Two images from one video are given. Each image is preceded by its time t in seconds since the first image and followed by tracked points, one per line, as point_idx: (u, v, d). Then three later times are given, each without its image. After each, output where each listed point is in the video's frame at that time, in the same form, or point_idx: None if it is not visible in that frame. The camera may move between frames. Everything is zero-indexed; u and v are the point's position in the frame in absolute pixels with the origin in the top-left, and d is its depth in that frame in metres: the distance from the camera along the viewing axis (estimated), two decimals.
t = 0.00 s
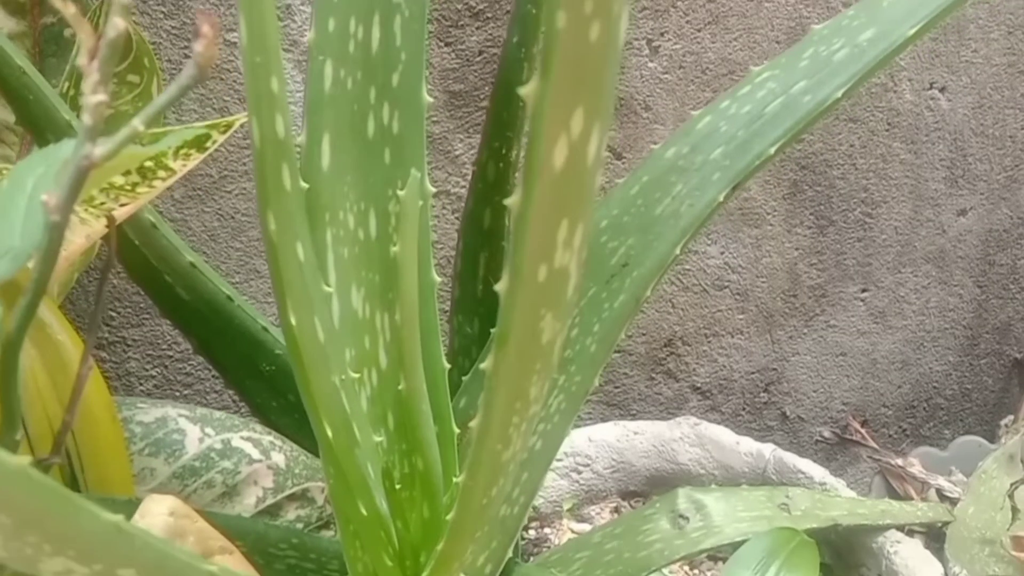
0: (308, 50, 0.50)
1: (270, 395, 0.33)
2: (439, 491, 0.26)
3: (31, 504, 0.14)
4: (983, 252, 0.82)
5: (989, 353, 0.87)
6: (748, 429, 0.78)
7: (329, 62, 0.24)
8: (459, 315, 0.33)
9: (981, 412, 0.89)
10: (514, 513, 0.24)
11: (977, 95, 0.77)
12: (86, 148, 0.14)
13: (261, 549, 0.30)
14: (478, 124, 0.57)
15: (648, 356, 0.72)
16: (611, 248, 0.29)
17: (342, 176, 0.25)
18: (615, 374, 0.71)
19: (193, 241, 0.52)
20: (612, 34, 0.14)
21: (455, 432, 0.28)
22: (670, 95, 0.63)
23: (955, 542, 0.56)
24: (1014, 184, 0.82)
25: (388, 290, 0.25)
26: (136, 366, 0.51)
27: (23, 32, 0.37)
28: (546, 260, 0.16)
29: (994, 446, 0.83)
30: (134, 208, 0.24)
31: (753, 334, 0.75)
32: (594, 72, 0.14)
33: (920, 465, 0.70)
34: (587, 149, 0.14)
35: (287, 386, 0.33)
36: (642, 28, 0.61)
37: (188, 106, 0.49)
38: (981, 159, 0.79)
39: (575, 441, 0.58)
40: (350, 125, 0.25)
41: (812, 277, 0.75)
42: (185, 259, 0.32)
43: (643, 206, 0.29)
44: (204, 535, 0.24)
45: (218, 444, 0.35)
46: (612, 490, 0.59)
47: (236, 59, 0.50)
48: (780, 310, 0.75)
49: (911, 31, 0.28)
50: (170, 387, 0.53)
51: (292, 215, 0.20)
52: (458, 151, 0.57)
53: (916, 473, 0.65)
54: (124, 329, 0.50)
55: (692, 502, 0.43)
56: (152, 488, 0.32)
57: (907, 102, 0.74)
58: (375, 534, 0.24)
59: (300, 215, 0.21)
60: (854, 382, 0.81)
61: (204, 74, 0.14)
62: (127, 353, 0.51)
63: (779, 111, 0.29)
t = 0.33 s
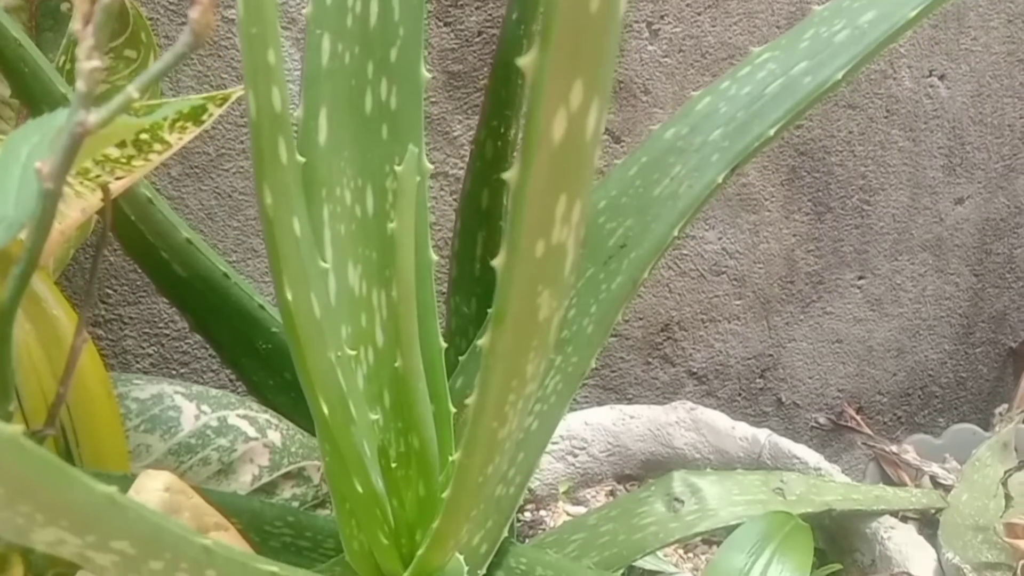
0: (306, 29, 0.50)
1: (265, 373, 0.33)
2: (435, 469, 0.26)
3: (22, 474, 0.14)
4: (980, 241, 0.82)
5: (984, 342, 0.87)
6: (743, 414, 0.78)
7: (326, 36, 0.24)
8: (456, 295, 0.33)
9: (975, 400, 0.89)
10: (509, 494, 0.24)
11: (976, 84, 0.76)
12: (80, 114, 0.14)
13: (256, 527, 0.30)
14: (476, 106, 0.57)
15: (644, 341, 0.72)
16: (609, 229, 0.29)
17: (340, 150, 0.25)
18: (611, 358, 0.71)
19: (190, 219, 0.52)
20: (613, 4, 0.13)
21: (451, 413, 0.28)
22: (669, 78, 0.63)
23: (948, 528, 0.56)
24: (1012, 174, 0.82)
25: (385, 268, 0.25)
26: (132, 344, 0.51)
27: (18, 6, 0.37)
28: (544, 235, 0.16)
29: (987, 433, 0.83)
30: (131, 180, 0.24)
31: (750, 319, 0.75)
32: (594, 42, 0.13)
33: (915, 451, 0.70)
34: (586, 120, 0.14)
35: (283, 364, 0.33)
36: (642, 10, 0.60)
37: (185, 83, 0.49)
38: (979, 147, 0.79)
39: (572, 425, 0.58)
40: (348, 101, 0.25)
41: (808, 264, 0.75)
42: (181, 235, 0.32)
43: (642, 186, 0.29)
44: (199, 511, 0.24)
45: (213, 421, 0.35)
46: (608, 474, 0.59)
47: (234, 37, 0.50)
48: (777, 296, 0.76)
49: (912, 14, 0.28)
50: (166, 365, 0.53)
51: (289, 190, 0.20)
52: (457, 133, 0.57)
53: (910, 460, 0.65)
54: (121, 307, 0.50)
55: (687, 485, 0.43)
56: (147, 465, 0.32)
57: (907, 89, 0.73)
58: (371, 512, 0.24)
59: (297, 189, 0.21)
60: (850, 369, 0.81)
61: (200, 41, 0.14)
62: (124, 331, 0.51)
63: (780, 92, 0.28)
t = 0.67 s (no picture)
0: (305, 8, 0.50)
1: (263, 352, 0.33)
2: (432, 449, 0.26)
3: (16, 443, 0.13)
4: (977, 230, 0.82)
5: (981, 331, 0.88)
6: (740, 400, 0.78)
7: (327, 11, 0.24)
8: (455, 275, 0.33)
9: (971, 389, 0.90)
10: (506, 474, 0.24)
11: (976, 72, 0.76)
12: (76, 77, 0.13)
13: (253, 506, 0.30)
14: (476, 88, 0.57)
15: (642, 327, 0.72)
16: (608, 209, 0.29)
17: (338, 125, 0.25)
18: (608, 343, 0.72)
19: (189, 198, 0.53)
20: None
21: (449, 391, 0.28)
22: (669, 63, 0.62)
23: (942, 515, 0.56)
24: (1010, 163, 0.82)
25: (383, 245, 0.25)
26: (130, 325, 0.52)
27: None
28: (544, 209, 0.15)
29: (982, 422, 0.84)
30: (128, 156, 0.25)
31: (748, 306, 0.76)
32: (595, 10, 0.13)
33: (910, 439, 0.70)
34: (586, 91, 0.14)
35: (280, 342, 0.33)
36: None
37: (183, 62, 0.49)
38: (979, 135, 0.79)
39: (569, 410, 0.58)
40: (347, 75, 0.25)
41: (807, 251, 0.75)
42: (179, 212, 0.31)
43: (642, 167, 0.29)
44: (195, 488, 0.24)
45: (210, 400, 0.34)
46: (604, 458, 0.60)
47: (233, 16, 0.50)
48: (775, 283, 0.76)
49: None
50: (164, 345, 0.53)
51: (286, 164, 0.20)
52: (456, 115, 0.57)
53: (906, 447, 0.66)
54: (119, 286, 0.51)
55: (684, 469, 0.43)
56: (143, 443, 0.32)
57: (907, 76, 0.73)
58: (367, 490, 0.24)
59: (294, 162, 0.20)
60: (846, 357, 0.81)
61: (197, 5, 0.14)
62: (122, 311, 0.51)
63: (781, 72, 0.28)
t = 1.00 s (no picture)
0: None
1: (260, 332, 0.33)
2: (431, 428, 0.26)
3: (7, 406, 0.13)
4: (977, 219, 0.82)
5: (979, 321, 0.88)
6: (737, 387, 0.79)
7: None
8: (454, 257, 0.33)
9: (969, 379, 0.90)
10: (505, 454, 0.24)
11: (977, 61, 0.76)
12: (73, 38, 0.13)
13: (251, 485, 0.30)
14: (476, 72, 0.57)
15: (640, 314, 0.72)
16: (610, 189, 0.29)
17: (338, 101, 0.25)
18: (607, 330, 0.72)
19: (188, 180, 0.53)
20: None
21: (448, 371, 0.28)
22: (671, 48, 0.62)
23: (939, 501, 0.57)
24: (1011, 153, 0.82)
25: (383, 222, 0.25)
26: (128, 307, 0.52)
27: None
28: (547, 178, 0.15)
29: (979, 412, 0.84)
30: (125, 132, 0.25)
31: (746, 294, 0.76)
32: None
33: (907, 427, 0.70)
34: (593, 56, 0.14)
35: (278, 322, 0.33)
36: None
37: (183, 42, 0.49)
38: (979, 125, 0.79)
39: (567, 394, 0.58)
40: (347, 51, 0.25)
41: (806, 239, 0.75)
42: (178, 191, 0.31)
43: (644, 147, 0.29)
44: (192, 465, 0.24)
45: (208, 378, 0.35)
46: (601, 443, 0.60)
47: None
48: (774, 271, 0.76)
49: None
50: (162, 327, 0.54)
51: (285, 136, 0.20)
52: (456, 99, 0.57)
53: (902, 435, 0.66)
54: (116, 268, 0.51)
55: (682, 454, 0.43)
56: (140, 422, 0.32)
57: (908, 65, 0.73)
58: (365, 469, 0.24)
59: (294, 135, 0.20)
60: (844, 345, 0.81)
61: None
62: (120, 293, 0.52)
63: (787, 50, 0.29)
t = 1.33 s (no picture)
0: None
1: (260, 313, 0.33)
2: (431, 406, 0.26)
3: (2, 370, 0.13)
4: (978, 209, 0.82)
5: (978, 310, 0.88)
6: (736, 375, 0.79)
7: None
8: (455, 238, 0.33)
9: (967, 369, 0.90)
10: (504, 434, 0.24)
11: (980, 50, 0.76)
12: None
13: (251, 465, 0.30)
14: (479, 57, 0.57)
15: (640, 301, 0.72)
16: (613, 169, 0.29)
17: (340, 77, 0.25)
18: (606, 317, 0.72)
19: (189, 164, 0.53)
20: None
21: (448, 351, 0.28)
22: (674, 34, 0.62)
23: (937, 488, 0.57)
24: (1013, 142, 0.81)
25: (384, 200, 0.25)
26: (129, 289, 0.53)
27: None
28: (551, 148, 0.15)
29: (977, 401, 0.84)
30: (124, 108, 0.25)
31: (746, 282, 0.76)
32: None
33: (905, 415, 0.70)
34: (599, 22, 0.14)
35: (278, 304, 0.32)
36: None
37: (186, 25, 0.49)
38: (982, 114, 0.78)
39: (566, 380, 0.59)
40: (350, 27, 0.25)
41: (807, 227, 0.75)
42: (179, 169, 0.31)
43: (648, 126, 0.30)
44: (191, 442, 0.24)
45: (208, 358, 0.35)
46: (599, 429, 0.60)
47: None
48: (774, 259, 0.76)
49: None
50: (163, 310, 0.55)
51: (286, 108, 0.20)
52: (458, 84, 0.57)
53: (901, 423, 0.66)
54: (118, 251, 0.52)
55: (680, 438, 0.43)
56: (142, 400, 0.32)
57: (911, 53, 0.73)
58: (365, 447, 0.24)
59: (295, 107, 0.20)
60: (843, 334, 0.81)
61: None
62: (121, 276, 0.52)
63: (793, 29, 0.29)
